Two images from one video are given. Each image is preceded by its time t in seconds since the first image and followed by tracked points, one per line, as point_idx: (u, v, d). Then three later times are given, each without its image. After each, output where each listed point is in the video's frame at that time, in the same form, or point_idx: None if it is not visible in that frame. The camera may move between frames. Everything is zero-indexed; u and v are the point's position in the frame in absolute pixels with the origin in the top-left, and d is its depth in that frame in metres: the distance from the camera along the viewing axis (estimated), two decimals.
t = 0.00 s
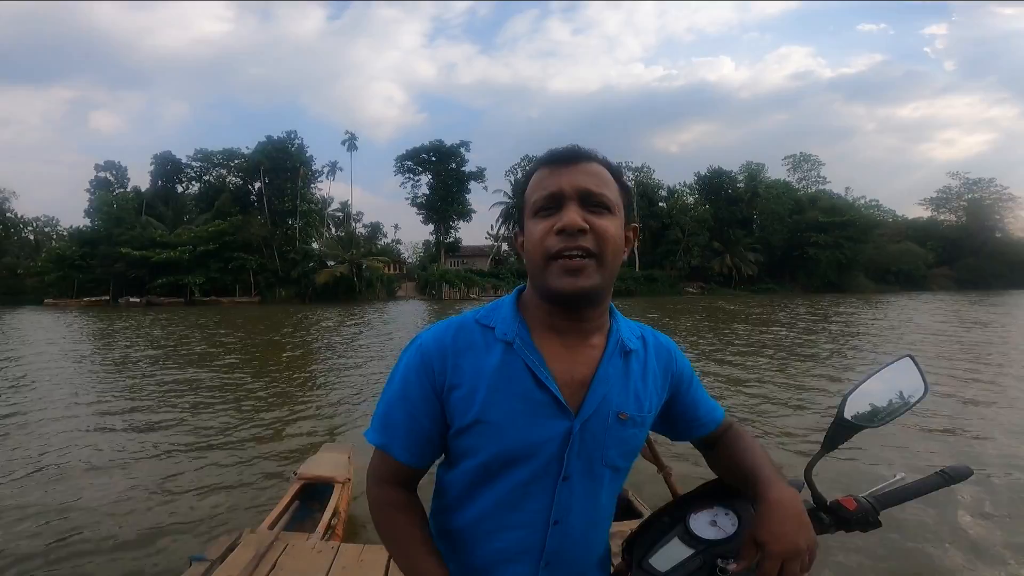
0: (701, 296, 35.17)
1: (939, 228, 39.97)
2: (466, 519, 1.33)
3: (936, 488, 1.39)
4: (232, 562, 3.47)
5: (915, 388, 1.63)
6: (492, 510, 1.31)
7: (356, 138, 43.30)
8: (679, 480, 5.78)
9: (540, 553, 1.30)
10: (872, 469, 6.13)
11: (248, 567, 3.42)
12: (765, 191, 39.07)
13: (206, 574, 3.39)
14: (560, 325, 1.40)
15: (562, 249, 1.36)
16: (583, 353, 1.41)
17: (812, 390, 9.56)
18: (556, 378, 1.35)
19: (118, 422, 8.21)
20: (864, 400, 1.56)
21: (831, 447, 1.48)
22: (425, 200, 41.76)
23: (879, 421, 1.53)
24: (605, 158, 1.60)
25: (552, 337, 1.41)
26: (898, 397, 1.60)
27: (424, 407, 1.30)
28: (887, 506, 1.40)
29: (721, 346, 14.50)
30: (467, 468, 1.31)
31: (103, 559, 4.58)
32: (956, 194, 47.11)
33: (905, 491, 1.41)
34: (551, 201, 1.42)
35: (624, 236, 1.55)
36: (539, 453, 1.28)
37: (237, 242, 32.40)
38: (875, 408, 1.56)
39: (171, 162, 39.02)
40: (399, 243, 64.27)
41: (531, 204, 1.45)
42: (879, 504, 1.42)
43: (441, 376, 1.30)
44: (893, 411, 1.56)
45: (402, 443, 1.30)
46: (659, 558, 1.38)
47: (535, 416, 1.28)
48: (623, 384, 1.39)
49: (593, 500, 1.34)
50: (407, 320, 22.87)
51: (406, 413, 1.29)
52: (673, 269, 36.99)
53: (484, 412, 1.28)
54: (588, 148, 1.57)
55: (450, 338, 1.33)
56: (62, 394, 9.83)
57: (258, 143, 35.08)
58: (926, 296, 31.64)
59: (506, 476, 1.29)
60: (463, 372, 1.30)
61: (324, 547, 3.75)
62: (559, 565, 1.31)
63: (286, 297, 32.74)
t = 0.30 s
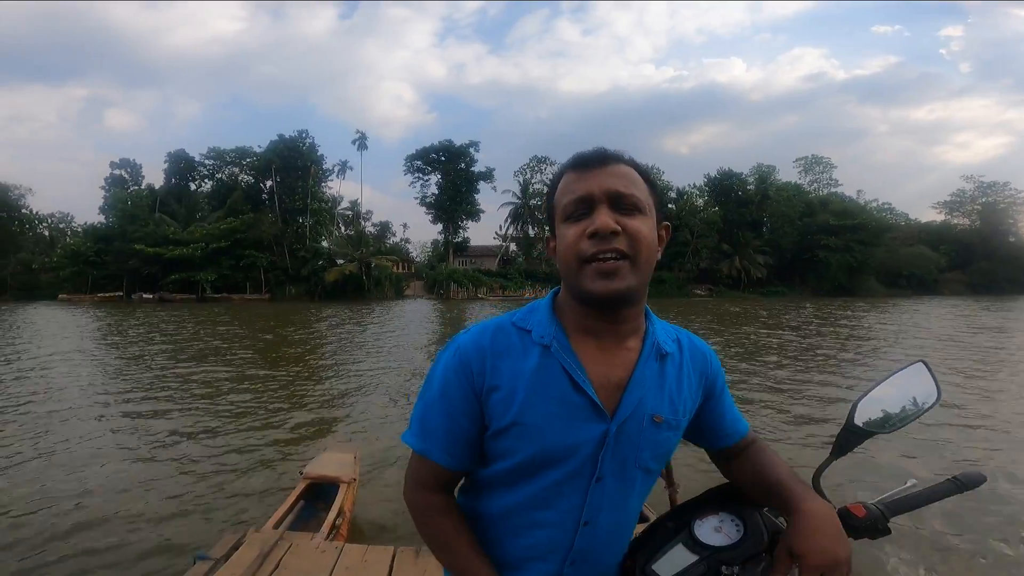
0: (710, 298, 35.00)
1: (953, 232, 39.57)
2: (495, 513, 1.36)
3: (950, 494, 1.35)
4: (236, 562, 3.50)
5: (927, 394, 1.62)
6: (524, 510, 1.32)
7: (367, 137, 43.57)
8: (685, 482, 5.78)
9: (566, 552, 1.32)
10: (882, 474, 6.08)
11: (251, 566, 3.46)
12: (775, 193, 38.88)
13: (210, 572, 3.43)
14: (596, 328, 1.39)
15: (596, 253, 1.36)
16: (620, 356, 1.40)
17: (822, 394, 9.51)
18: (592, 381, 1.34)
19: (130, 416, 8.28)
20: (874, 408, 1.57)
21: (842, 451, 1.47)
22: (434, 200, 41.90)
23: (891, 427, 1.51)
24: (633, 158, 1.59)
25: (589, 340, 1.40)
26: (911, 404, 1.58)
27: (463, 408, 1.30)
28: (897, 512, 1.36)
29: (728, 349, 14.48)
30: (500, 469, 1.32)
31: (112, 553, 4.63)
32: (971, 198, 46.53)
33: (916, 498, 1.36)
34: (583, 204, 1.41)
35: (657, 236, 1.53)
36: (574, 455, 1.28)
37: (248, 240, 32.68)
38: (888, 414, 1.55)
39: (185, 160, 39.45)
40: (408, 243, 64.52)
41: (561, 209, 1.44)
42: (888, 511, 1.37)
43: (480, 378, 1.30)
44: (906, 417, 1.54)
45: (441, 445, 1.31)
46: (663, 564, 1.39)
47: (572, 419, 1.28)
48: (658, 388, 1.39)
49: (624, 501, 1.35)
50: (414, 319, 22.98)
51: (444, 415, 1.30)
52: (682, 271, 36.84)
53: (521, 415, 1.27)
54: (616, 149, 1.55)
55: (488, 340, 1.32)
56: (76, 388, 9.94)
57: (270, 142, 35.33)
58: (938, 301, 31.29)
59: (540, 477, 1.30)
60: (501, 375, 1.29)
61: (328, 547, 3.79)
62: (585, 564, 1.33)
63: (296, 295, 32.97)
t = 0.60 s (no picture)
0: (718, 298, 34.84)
1: (964, 232, 39.28)
2: (519, 519, 1.36)
3: (991, 509, 1.37)
4: (244, 565, 3.54)
5: (966, 405, 1.59)
6: (550, 518, 1.33)
7: (374, 137, 43.76)
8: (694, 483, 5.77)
9: (590, 562, 1.32)
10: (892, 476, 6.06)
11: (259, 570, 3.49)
12: (784, 193, 38.72)
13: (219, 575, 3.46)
14: (629, 338, 1.37)
15: (628, 267, 1.32)
16: (653, 366, 1.39)
17: (832, 394, 9.46)
18: (624, 393, 1.33)
19: (141, 416, 8.34)
20: (910, 418, 1.56)
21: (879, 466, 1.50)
22: (442, 200, 42.00)
23: (929, 438, 1.51)
24: (662, 163, 1.55)
25: (622, 350, 1.38)
26: (946, 412, 1.57)
27: (493, 417, 1.29)
28: (938, 526, 1.38)
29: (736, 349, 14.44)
30: (527, 478, 1.32)
31: (123, 551, 4.66)
32: (982, 198, 46.06)
33: (956, 512, 1.39)
34: (611, 214, 1.38)
35: (688, 242, 1.50)
36: (605, 467, 1.27)
37: (258, 240, 32.87)
38: (922, 423, 1.55)
39: (195, 161, 39.75)
40: (416, 243, 64.74)
41: (588, 219, 1.41)
42: (930, 525, 1.40)
43: (510, 389, 1.29)
44: (943, 427, 1.54)
45: (468, 455, 1.30)
46: None
47: (603, 431, 1.27)
48: (691, 400, 1.38)
49: (652, 510, 1.35)
50: (422, 319, 23.05)
51: (473, 425, 1.29)
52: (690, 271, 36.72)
53: (551, 426, 1.27)
54: (643, 153, 1.52)
55: (519, 350, 1.31)
56: (88, 387, 10.03)
57: (279, 142, 35.51)
58: (949, 301, 31.00)
59: (567, 487, 1.30)
60: (533, 386, 1.29)
61: (336, 551, 3.81)
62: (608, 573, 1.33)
63: (304, 294, 33.15)
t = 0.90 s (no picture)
0: (729, 299, 34.64)
1: (981, 231, 38.73)
2: (541, 524, 1.36)
3: None
4: (252, 570, 3.57)
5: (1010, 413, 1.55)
6: (573, 525, 1.31)
7: (384, 140, 44.07)
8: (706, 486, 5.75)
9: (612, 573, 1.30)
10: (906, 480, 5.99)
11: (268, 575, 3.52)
12: (796, 193, 38.42)
13: None
14: (655, 345, 1.37)
15: (657, 272, 1.32)
16: (682, 373, 1.38)
17: (847, 396, 9.36)
18: (651, 400, 1.32)
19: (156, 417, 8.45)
20: (953, 425, 1.53)
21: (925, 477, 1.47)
22: (451, 202, 42.11)
23: (974, 449, 1.49)
24: (689, 168, 1.55)
25: (649, 357, 1.38)
26: (988, 417, 1.54)
27: (514, 422, 1.31)
28: (986, 539, 1.35)
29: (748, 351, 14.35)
30: (550, 484, 1.32)
31: (138, 551, 4.72)
32: (999, 197, 45.37)
33: (1006, 524, 1.35)
34: (636, 219, 1.38)
35: (718, 246, 1.49)
36: (629, 473, 1.26)
37: (271, 243, 33.14)
38: (963, 429, 1.53)
39: (208, 165, 40.20)
40: (427, 246, 65.09)
41: (612, 224, 1.42)
42: (977, 537, 1.37)
43: (533, 395, 1.31)
44: (985, 433, 1.52)
45: (485, 458, 1.33)
46: None
47: (626, 438, 1.26)
48: (724, 408, 1.35)
49: (679, 521, 1.32)
50: (432, 321, 23.14)
51: (494, 428, 1.31)
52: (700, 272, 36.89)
53: (575, 432, 1.27)
54: (670, 158, 1.53)
55: (542, 356, 1.33)
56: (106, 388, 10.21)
57: (291, 146, 35.77)
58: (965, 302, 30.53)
59: (591, 495, 1.29)
60: (556, 392, 1.30)
61: (345, 556, 3.83)
62: None
63: (317, 297, 33.39)
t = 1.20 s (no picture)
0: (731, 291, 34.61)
1: (986, 226, 38.61)
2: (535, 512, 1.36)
3: None
4: (252, 558, 3.61)
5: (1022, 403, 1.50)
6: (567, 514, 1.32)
7: (388, 130, 44.04)
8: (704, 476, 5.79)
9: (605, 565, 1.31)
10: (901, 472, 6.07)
11: (268, 562, 3.56)
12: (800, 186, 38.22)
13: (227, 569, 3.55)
14: (657, 329, 1.38)
15: (665, 255, 1.32)
16: (683, 362, 1.39)
17: (847, 389, 9.39)
18: (650, 388, 1.33)
19: (161, 403, 8.51)
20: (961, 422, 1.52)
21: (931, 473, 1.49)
22: (454, 192, 42.08)
23: (986, 448, 1.46)
24: (711, 151, 1.54)
25: (651, 342, 1.39)
26: (997, 411, 1.50)
27: (507, 404, 1.31)
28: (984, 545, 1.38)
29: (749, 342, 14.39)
30: (543, 472, 1.32)
31: (137, 535, 4.79)
32: (1005, 192, 45.04)
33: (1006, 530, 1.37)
34: (650, 198, 1.38)
35: (731, 235, 1.49)
36: (626, 464, 1.26)
37: (274, 231, 33.20)
38: (973, 424, 1.51)
39: (212, 154, 40.20)
40: (430, 235, 65.17)
41: (624, 201, 1.41)
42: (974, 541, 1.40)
43: (526, 377, 1.31)
44: (994, 427, 1.49)
45: (475, 443, 1.33)
46: None
47: (624, 427, 1.26)
48: (725, 399, 1.35)
49: (676, 513, 1.33)
50: (435, 310, 23.19)
51: (486, 409, 1.31)
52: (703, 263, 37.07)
53: (569, 419, 1.26)
54: (690, 137, 1.51)
55: (538, 336, 1.33)
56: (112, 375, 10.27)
57: (295, 134, 35.71)
58: (968, 297, 30.41)
59: (587, 484, 1.28)
60: (551, 373, 1.29)
61: (345, 545, 3.87)
62: None
63: (321, 284, 33.48)
